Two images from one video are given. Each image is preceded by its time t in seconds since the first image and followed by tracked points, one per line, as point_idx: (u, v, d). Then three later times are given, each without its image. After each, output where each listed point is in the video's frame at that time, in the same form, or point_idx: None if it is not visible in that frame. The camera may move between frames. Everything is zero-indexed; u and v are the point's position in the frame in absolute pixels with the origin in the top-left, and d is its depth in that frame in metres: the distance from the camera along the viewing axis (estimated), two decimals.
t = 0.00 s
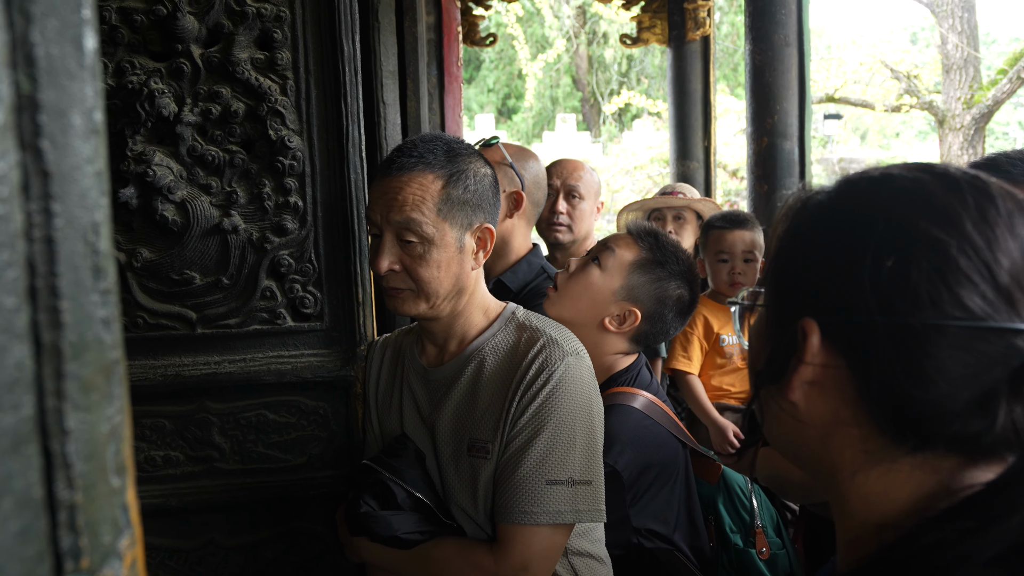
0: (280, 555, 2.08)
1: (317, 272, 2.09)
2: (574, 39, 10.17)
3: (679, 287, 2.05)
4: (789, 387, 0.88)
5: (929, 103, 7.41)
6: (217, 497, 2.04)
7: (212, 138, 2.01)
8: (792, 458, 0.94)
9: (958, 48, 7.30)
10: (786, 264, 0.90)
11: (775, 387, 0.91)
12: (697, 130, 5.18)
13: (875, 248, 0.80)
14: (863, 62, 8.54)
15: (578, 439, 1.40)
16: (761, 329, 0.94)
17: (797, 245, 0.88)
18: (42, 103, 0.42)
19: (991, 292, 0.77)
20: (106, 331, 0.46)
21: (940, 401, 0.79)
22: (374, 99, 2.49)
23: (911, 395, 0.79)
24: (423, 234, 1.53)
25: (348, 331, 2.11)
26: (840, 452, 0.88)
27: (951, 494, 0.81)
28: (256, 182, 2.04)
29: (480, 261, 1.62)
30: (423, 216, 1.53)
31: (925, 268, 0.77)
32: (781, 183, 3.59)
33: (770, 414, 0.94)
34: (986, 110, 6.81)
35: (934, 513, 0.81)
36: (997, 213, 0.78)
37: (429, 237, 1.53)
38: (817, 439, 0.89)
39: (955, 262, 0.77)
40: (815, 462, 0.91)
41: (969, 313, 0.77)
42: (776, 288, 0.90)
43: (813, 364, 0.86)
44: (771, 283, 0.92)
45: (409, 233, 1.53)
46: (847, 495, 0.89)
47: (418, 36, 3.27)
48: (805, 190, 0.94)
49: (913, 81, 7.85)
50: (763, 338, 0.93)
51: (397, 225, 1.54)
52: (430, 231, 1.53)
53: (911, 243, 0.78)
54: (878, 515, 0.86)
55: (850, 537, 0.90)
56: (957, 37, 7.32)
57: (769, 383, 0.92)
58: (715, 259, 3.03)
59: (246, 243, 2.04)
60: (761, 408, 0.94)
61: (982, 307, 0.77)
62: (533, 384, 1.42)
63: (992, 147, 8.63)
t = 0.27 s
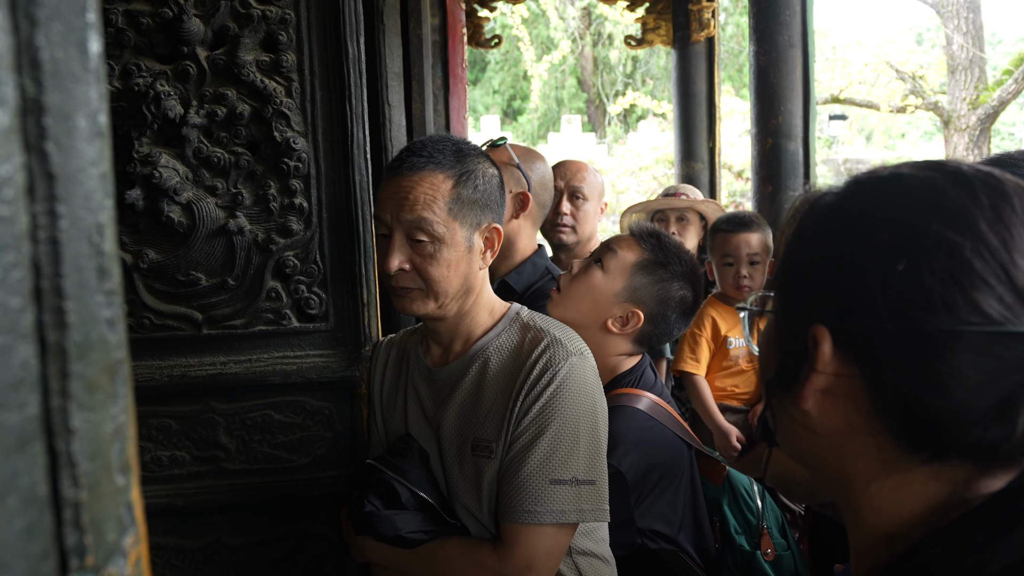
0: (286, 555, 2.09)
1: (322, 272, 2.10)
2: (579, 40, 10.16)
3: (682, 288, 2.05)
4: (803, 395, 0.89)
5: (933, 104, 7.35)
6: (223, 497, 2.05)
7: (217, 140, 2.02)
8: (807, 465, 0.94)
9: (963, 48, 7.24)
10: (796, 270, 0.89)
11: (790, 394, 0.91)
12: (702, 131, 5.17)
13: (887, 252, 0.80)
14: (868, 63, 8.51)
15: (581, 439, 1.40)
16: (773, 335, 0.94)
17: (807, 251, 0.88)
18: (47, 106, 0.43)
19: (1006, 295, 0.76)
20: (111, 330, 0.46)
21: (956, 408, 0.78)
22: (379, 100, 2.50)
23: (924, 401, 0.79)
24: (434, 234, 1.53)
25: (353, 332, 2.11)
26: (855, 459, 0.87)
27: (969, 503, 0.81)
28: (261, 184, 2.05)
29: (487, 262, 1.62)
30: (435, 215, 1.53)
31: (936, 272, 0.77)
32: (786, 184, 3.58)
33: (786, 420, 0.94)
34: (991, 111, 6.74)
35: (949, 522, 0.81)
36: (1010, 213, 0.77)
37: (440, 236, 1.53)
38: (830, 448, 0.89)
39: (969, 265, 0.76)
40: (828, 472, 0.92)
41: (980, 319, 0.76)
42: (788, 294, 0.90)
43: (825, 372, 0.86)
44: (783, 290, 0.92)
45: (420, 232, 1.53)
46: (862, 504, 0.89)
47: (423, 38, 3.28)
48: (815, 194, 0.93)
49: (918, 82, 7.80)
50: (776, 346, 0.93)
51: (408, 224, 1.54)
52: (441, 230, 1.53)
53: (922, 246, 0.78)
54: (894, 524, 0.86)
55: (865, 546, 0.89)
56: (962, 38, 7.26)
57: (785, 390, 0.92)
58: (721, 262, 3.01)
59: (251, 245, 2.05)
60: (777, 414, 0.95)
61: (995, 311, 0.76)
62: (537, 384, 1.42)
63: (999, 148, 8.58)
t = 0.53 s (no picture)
0: (289, 555, 2.10)
1: (326, 273, 2.10)
2: (584, 42, 10.16)
3: (684, 289, 2.04)
4: (926, 411, 0.73)
5: (939, 105, 7.33)
6: (227, 497, 2.05)
7: (222, 141, 2.03)
8: (876, 490, 0.80)
9: (968, 50, 7.20)
10: (874, 271, 0.77)
11: (890, 411, 0.76)
12: (706, 132, 5.16)
13: (1000, 247, 0.71)
14: (874, 64, 8.48)
15: (584, 439, 1.40)
16: (855, 345, 0.79)
17: (887, 254, 0.76)
18: (53, 108, 0.43)
19: None
20: (115, 330, 0.46)
21: None
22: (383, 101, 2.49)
23: None
24: (443, 234, 1.54)
25: (356, 332, 2.11)
26: (955, 479, 0.75)
27: None
28: (266, 185, 2.06)
29: (492, 261, 1.63)
30: (444, 215, 1.54)
31: None
32: (789, 185, 3.58)
33: (867, 441, 0.79)
34: (996, 112, 6.73)
35: None
36: None
37: (449, 236, 1.54)
38: (932, 468, 0.75)
39: None
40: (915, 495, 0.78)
41: None
42: (871, 303, 0.77)
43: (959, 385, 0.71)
44: (855, 295, 0.79)
45: (429, 233, 1.54)
46: (946, 527, 0.77)
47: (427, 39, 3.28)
48: (865, 188, 0.83)
49: (923, 83, 7.77)
50: (867, 362, 0.78)
51: (417, 225, 1.54)
52: (450, 231, 1.54)
53: None
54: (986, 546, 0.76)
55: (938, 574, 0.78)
56: (968, 39, 7.22)
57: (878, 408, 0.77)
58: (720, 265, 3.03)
59: (256, 245, 2.06)
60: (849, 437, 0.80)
61: None
62: (539, 385, 1.43)
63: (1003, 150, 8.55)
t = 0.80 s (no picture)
0: (291, 553, 2.10)
1: (328, 273, 2.11)
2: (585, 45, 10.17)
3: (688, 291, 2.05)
4: (978, 412, 0.73)
5: (937, 109, 7.35)
6: (229, 495, 2.06)
7: (225, 142, 2.03)
8: (910, 491, 0.82)
9: (967, 54, 7.17)
10: (913, 275, 0.79)
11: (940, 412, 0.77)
12: (706, 134, 5.17)
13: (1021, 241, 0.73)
14: (873, 68, 8.49)
15: (583, 439, 1.41)
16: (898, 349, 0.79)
17: (918, 252, 0.79)
18: (62, 107, 0.44)
19: None
20: (121, 327, 0.47)
21: None
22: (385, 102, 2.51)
23: None
24: (448, 234, 1.55)
25: (358, 332, 2.12)
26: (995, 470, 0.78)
27: None
28: (269, 186, 2.06)
29: (494, 261, 1.65)
30: (450, 215, 1.55)
31: None
32: (789, 188, 3.59)
33: (910, 443, 0.79)
34: (995, 116, 6.84)
35: None
36: None
37: (454, 236, 1.55)
38: (975, 462, 0.78)
39: None
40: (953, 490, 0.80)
41: None
42: (907, 301, 0.79)
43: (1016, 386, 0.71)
44: (895, 300, 0.80)
45: (435, 232, 1.55)
46: (982, 523, 0.80)
47: (429, 40, 3.29)
48: (884, 195, 0.85)
49: (922, 87, 7.78)
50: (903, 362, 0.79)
51: (423, 225, 1.55)
52: (455, 230, 1.55)
53: None
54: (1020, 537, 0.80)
55: (974, 569, 0.82)
56: (966, 43, 7.20)
57: (930, 409, 0.77)
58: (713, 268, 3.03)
59: (258, 245, 2.06)
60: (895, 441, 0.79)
61: None
62: (539, 385, 1.43)
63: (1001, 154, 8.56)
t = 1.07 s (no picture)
0: (295, 551, 2.10)
1: (332, 273, 2.11)
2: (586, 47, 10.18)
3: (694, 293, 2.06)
4: (938, 409, 0.75)
5: (938, 111, 7.38)
6: (233, 494, 2.06)
7: (230, 143, 2.04)
8: (891, 491, 0.82)
9: (968, 57, 7.22)
10: (893, 285, 0.79)
11: (904, 409, 0.78)
12: (708, 137, 5.18)
13: (984, 250, 0.74)
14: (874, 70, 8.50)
15: (583, 442, 1.42)
16: (871, 347, 0.81)
17: (886, 255, 0.80)
18: (77, 111, 0.44)
19: None
20: (133, 326, 0.47)
21: None
22: (388, 104, 2.51)
23: None
24: (447, 215, 1.61)
25: (361, 331, 2.12)
26: (966, 472, 0.77)
27: None
28: (273, 186, 2.07)
29: (492, 263, 1.66)
30: (452, 198, 1.62)
31: None
32: (790, 190, 3.60)
33: (880, 440, 0.80)
34: (996, 118, 6.87)
35: None
36: None
37: (452, 218, 1.61)
38: (943, 462, 0.77)
39: None
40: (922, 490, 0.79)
41: None
42: (876, 302, 0.80)
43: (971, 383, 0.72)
44: (865, 303, 0.81)
45: (434, 210, 1.62)
46: (965, 528, 0.78)
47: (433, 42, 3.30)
48: (863, 201, 0.85)
49: (924, 89, 7.79)
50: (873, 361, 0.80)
51: (425, 200, 1.63)
52: (454, 213, 1.61)
53: None
54: (1007, 545, 0.77)
55: None
56: (968, 46, 7.26)
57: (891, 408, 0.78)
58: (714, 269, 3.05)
59: (263, 245, 2.07)
60: (863, 435, 0.79)
61: None
62: (539, 388, 1.44)
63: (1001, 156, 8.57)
